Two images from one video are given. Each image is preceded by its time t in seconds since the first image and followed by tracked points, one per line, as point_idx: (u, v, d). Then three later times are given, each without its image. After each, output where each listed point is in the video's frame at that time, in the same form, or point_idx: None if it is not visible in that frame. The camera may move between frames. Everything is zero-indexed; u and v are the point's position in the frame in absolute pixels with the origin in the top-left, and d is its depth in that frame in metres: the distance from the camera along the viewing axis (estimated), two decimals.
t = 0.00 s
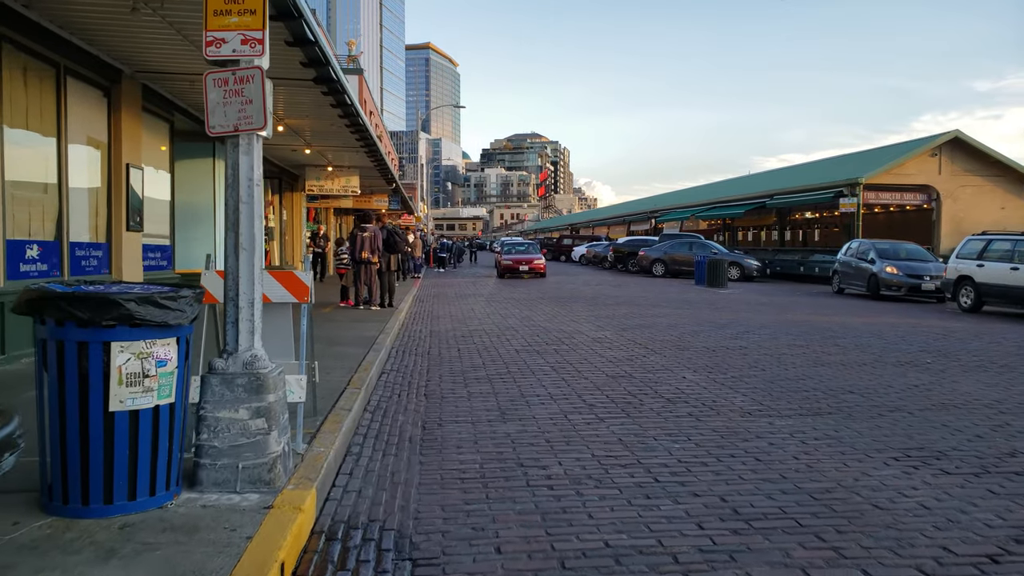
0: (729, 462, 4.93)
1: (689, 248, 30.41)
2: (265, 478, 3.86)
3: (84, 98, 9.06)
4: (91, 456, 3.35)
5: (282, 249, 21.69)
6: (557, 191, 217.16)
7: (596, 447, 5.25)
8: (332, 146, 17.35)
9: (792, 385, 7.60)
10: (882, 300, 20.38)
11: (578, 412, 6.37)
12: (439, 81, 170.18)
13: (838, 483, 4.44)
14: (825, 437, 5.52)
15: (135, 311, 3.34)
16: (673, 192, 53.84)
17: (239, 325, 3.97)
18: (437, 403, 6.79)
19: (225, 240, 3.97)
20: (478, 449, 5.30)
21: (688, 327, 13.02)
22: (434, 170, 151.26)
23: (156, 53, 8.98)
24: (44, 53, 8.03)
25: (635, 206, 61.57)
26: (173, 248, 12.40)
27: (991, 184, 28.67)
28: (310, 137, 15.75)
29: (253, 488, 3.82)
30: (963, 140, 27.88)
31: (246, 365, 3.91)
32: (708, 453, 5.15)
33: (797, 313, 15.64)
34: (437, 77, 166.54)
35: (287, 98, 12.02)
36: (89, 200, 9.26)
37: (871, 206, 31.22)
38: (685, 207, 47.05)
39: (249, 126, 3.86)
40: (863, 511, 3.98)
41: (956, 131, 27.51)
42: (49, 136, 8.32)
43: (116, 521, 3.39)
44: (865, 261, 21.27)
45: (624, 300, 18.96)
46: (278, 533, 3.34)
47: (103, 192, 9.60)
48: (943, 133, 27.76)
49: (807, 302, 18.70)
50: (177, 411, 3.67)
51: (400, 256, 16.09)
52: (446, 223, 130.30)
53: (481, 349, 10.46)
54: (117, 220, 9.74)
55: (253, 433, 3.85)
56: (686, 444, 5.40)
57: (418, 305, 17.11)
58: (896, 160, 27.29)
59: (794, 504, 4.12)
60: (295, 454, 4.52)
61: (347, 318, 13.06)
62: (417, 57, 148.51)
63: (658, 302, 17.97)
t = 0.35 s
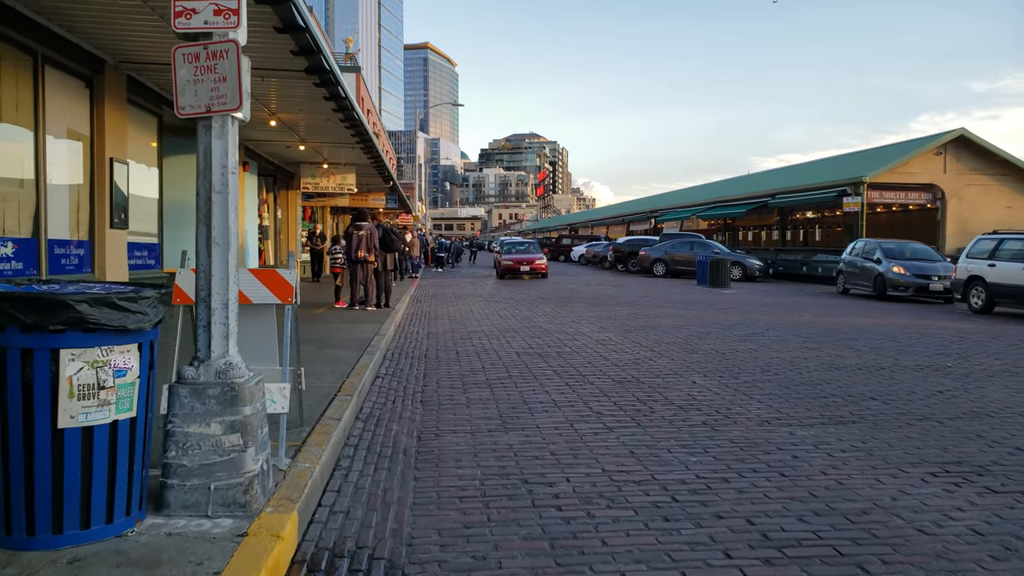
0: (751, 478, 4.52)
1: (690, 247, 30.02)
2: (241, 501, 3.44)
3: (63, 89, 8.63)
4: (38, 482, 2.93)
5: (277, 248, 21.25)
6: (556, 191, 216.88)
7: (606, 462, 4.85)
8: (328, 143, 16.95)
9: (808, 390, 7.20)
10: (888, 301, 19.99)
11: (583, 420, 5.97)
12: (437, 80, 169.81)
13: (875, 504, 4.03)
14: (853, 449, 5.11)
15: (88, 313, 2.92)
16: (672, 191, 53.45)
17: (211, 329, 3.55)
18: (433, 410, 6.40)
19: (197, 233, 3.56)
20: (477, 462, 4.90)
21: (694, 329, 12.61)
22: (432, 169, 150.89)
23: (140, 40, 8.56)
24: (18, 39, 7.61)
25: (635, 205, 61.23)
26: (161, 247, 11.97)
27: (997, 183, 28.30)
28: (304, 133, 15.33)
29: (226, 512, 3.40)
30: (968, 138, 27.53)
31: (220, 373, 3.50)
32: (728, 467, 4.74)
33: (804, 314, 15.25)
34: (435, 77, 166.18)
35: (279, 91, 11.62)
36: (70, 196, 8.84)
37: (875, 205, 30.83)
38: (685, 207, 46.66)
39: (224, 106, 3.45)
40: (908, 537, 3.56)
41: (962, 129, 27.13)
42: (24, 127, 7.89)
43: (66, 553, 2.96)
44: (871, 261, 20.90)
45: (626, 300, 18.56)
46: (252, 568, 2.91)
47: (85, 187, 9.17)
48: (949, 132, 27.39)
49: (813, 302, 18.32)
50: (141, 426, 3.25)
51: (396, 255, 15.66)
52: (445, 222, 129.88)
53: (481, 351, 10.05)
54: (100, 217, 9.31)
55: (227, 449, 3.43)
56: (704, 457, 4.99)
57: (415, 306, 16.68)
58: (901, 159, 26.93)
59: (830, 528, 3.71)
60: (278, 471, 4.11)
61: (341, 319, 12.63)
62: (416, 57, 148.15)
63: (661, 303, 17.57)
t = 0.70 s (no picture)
0: (784, 507, 4.09)
1: (693, 247, 29.61)
2: (212, 544, 2.99)
3: (42, 82, 8.21)
4: None
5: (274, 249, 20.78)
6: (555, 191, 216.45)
7: (621, 488, 4.42)
8: (325, 141, 16.51)
9: (832, 402, 6.77)
10: (898, 303, 19.57)
11: (594, 437, 5.54)
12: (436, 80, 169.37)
13: (927, 539, 3.60)
14: (891, 471, 4.69)
15: (26, 333, 2.48)
16: (673, 191, 53.00)
17: (179, 347, 3.10)
18: (433, 425, 5.97)
19: (164, 239, 3.13)
20: (480, 488, 4.47)
21: (703, 333, 12.19)
22: (431, 169, 150.43)
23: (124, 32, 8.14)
24: None
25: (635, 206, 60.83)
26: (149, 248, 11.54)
27: (1004, 183, 27.90)
28: (300, 131, 14.90)
29: (195, 557, 2.95)
30: (976, 137, 27.12)
31: (189, 397, 3.06)
32: (757, 494, 4.31)
33: (814, 317, 14.83)
34: (435, 77, 165.76)
35: (274, 87, 11.19)
36: (50, 196, 8.41)
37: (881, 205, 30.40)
38: (686, 207, 46.23)
39: (193, 93, 3.02)
40: None
41: (969, 128, 26.73)
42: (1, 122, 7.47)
43: None
44: (879, 261, 20.48)
45: (630, 302, 18.14)
46: None
47: (66, 186, 8.74)
48: (956, 130, 26.98)
49: (822, 305, 17.90)
50: (95, 460, 2.80)
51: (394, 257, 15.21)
52: (444, 222, 129.43)
53: (482, 358, 9.62)
54: (82, 218, 8.89)
55: (196, 484, 2.99)
56: (729, 481, 4.57)
57: (414, 309, 16.24)
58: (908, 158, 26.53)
59: (882, 570, 3.28)
60: (259, 503, 3.68)
61: (338, 323, 12.21)
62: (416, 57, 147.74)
63: (666, 305, 17.14)
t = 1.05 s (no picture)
0: (816, 531, 3.69)
1: (695, 247, 29.22)
2: None
3: (19, 73, 7.80)
4: None
5: (269, 249, 20.38)
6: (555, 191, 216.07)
7: (634, 509, 4.02)
8: (320, 138, 16.11)
9: (853, 409, 6.37)
10: (905, 303, 19.17)
11: (602, 449, 5.14)
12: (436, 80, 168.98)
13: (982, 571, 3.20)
14: (928, 489, 4.28)
15: None
16: (674, 190, 52.59)
17: (133, 356, 2.70)
18: (428, 436, 5.58)
19: (117, 231, 2.72)
20: (478, 508, 4.07)
21: (710, 335, 11.78)
22: (431, 169, 150.05)
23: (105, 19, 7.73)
24: None
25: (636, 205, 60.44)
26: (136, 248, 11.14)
27: (1011, 181, 27.52)
28: (294, 126, 14.52)
29: None
30: (983, 134, 26.74)
31: (144, 415, 2.65)
32: (784, 515, 3.91)
33: (823, 317, 14.44)
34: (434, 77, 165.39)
35: (265, 81, 10.80)
36: (27, 192, 8.01)
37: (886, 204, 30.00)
38: (688, 206, 45.79)
39: (147, 62, 2.64)
40: None
41: (976, 125, 26.36)
42: None
43: None
44: (887, 261, 20.09)
45: (633, 302, 17.74)
46: None
47: (45, 182, 8.34)
48: (963, 128, 26.61)
49: (829, 305, 17.51)
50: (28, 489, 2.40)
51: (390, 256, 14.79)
52: (443, 222, 129.02)
53: (482, 361, 9.21)
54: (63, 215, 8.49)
55: (150, 516, 2.58)
56: (751, 500, 4.17)
57: (411, 309, 15.82)
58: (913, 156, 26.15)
59: None
60: (230, 530, 3.27)
61: (332, 325, 11.79)
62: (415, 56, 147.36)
63: (670, 305, 16.74)
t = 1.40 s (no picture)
0: None
1: (698, 247, 28.83)
2: None
3: None
4: None
5: (264, 250, 19.95)
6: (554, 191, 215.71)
7: (653, 547, 3.60)
8: (316, 136, 15.71)
9: (880, 425, 5.94)
10: (915, 306, 18.76)
11: (613, 473, 4.72)
12: (436, 79, 168.59)
13: None
14: (978, 522, 3.85)
15: None
16: (675, 190, 52.22)
17: (68, 387, 2.28)
18: (424, 456, 5.15)
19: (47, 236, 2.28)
20: (478, 545, 3.64)
21: (719, 340, 11.35)
22: (430, 168, 149.67)
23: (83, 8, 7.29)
24: None
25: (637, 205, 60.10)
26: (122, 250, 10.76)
27: (1019, 181, 27.12)
28: (288, 124, 14.11)
29: None
30: (991, 133, 26.35)
31: (77, 459, 2.23)
32: (821, 556, 3.48)
33: (833, 321, 14.03)
34: (434, 76, 165.02)
35: (257, 76, 10.37)
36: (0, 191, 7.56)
37: (891, 204, 29.60)
38: (690, 206, 45.36)
39: (81, 36, 2.25)
40: None
41: (984, 125, 25.97)
42: None
43: None
44: (895, 262, 19.68)
45: (636, 305, 17.33)
46: None
47: (21, 180, 7.90)
48: (970, 127, 26.21)
49: (837, 307, 17.10)
50: None
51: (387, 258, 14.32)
52: (443, 222, 128.60)
53: (481, 368, 8.80)
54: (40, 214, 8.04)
55: None
56: (782, 535, 3.74)
57: (409, 313, 15.37)
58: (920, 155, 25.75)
59: None
60: None
61: (326, 330, 11.35)
62: (415, 56, 147.05)
63: (674, 308, 16.33)
